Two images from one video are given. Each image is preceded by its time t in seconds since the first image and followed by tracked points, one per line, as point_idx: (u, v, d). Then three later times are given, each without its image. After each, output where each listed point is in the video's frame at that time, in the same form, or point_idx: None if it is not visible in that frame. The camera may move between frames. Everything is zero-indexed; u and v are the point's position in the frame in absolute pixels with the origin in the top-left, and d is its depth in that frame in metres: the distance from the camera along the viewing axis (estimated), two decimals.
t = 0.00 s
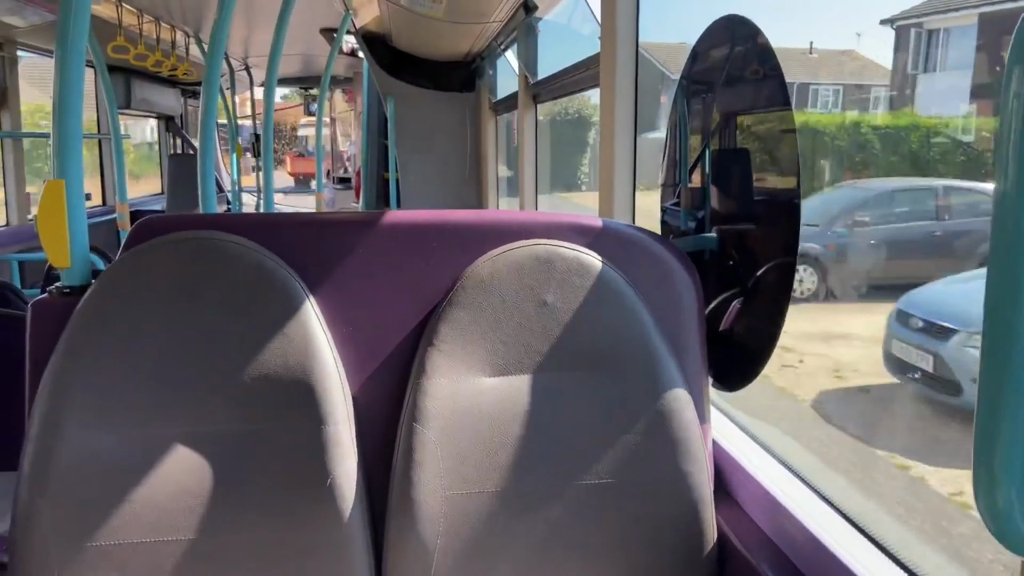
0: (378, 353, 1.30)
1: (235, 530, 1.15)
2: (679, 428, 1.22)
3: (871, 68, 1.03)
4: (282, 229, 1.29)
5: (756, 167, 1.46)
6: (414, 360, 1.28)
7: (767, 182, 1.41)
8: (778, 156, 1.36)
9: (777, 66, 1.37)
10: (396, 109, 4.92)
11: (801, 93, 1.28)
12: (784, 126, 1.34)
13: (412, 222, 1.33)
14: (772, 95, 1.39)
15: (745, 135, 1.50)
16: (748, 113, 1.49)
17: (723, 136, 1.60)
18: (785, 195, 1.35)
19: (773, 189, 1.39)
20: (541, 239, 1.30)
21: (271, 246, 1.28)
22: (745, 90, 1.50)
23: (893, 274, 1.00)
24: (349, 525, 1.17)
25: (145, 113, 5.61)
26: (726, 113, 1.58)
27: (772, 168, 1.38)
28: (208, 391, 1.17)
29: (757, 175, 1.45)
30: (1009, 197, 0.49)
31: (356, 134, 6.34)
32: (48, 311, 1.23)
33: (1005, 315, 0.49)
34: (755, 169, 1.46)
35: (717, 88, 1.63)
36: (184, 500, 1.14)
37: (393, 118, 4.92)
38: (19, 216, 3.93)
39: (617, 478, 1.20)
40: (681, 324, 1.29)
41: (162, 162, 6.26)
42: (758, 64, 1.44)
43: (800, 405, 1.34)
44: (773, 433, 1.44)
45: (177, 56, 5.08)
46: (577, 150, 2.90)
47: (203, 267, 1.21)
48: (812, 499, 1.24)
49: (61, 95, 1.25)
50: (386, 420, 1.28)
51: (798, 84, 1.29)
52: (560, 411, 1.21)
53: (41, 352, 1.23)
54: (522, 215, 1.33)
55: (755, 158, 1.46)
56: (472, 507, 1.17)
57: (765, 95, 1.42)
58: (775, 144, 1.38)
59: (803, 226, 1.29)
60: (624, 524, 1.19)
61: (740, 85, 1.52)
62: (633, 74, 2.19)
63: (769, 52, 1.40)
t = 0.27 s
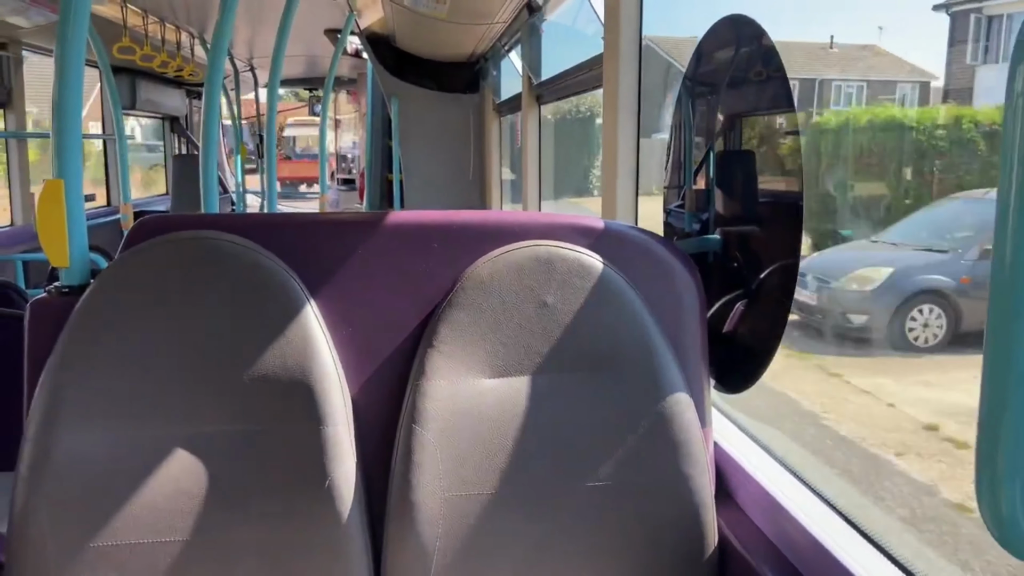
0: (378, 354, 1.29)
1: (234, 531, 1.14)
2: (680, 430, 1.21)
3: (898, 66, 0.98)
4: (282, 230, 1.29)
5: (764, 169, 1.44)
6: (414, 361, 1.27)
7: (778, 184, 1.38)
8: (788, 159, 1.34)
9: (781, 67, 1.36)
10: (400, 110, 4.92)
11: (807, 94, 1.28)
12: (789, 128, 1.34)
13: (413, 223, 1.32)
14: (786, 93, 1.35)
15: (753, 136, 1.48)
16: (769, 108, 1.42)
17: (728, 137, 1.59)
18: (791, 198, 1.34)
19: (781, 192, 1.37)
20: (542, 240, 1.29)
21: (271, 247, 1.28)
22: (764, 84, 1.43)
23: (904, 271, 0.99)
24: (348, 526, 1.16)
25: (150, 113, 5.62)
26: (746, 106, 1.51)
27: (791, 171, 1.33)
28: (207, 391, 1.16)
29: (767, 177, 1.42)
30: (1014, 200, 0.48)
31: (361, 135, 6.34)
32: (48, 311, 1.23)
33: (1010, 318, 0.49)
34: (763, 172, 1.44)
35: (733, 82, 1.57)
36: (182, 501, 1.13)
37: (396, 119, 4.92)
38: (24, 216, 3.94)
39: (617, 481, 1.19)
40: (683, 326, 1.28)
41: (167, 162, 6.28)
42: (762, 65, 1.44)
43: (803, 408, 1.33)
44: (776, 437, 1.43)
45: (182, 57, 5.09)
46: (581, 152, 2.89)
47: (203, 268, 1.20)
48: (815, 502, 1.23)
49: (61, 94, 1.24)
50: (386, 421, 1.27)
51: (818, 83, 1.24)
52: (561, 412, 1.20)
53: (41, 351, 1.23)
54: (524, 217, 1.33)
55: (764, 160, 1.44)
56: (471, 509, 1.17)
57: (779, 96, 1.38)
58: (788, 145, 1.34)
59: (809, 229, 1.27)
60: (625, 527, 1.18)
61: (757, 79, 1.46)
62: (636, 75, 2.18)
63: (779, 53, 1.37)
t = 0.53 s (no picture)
0: (384, 360, 1.30)
1: (241, 536, 1.15)
2: (686, 436, 1.21)
3: (934, 64, 0.94)
4: (288, 237, 1.30)
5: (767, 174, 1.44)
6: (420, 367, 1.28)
7: (781, 189, 1.39)
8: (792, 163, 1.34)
9: (785, 73, 1.37)
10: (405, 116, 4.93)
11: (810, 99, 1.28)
12: (793, 133, 1.34)
13: (419, 230, 1.33)
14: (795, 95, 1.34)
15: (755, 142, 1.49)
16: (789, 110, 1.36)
17: (732, 143, 1.59)
18: (795, 203, 1.34)
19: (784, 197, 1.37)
20: (547, 246, 1.30)
21: (278, 253, 1.29)
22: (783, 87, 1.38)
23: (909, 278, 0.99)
24: (354, 532, 1.16)
25: (156, 120, 5.65)
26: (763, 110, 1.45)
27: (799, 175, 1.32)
28: (214, 397, 1.17)
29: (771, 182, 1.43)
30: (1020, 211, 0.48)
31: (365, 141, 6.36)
32: (56, 317, 1.24)
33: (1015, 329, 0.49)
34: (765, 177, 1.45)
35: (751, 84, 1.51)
36: (190, 506, 1.14)
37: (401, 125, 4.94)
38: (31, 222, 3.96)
39: (623, 487, 1.19)
40: (688, 331, 1.28)
41: (173, 169, 6.30)
42: (766, 71, 1.44)
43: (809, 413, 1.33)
44: (781, 442, 1.43)
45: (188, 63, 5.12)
46: (586, 157, 2.89)
47: (210, 274, 1.21)
48: (820, 508, 1.23)
49: (70, 102, 1.25)
50: (391, 427, 1.28)
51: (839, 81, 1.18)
52: (566, 418, 1.21)
53: (49, 357, 1.23)
54: (529, 223, 1.33)
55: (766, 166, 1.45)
56: (477, 514, 1.17)
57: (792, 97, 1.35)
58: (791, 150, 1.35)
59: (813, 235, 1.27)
60: (631, 533, 1.18)
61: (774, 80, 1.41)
62: (641, 81, 2.19)
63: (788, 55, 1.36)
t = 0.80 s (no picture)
0: (389, 361, 1.31)
1: (249, 535, 1.16)
2: (688, 436, 1.22)
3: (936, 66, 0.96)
4: (295, 240, 1.31)
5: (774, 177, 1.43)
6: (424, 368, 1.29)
7: (790, 192, 1.37)
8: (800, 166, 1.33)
9: (786, 77, 1.38)
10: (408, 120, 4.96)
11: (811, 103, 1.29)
12: (794, 136, 1.35)
13: (424, 232, 1.34)
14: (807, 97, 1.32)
15: (761, 145, 1.49)
16: (813, 110, 1.29)
17: (735, 146, 1.61)
18: (796, 206, 1.35)
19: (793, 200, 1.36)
20: (549, 249, 1.31)
21: (284, 255, 1.30)
22: (807, 86, 1.31)
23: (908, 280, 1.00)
24: (360, 530, 1.18)
25: (161, 124, 5.68)
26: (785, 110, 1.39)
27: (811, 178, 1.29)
28: (221, 398, 1.18)
29: (779, 185, 1.41)
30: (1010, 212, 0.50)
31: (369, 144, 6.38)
32: (66, 319, 1.26)
33: (1006, 327, 0.51)
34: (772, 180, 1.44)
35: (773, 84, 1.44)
36: (198, 505, 1.16)
37: (405, 129, 4.96)
38: (37, 226, 3.98)
39: (625, 486, 1.20)
40: (689, 333, 1.30)
41: (178, 172, 6.32)
42: (768, 75, 1.45)
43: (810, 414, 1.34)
44: (782, 442, 1.44)
45: (192, 68, 5.15)
46: (589, 161, 2.91)
47: (217, 277, 1.23)
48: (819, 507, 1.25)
49: (81, 107, 1.27)
50: (396, 427, 1.29)
51: (863, 79, 1.12)
52: (569, 419, 1.22)
53: (59, 359, 1.25)
54: (532, 226, 1.35)
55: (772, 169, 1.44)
56: (481, 513, 1.18)
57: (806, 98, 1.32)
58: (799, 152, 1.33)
59: (814, 237, 1.29)
60: (634, 532, 1.20)
61: (796, 80, 1.35)
62: (643, 85, 2.20)
63: (799, 56, 1.34)
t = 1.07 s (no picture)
0: (386, 365, 1.31)
1: (245, 539, 1.16)
2: (686, 441, 1.22)
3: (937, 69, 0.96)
4: (292, 243, 1.31)
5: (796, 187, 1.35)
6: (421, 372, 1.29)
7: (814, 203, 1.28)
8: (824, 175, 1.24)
9: (786, 80, 1.38)
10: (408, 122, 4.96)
11: (811, 107, 1.29)
12: (794, 140, 1.35)
13: (422, 236, 1.34)
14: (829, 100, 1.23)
15: (780, 154, 1.41)
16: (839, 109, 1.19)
17: (735, 150, 1.60)
18: (796, 209, 1.34)
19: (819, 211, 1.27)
20: (548, 253, 1.31)
21: (282, 258, 1.30)
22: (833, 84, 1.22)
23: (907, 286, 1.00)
24: (356, 534, 1.17)
25: (161, 125, 5.68)
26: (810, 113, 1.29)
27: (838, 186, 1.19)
28: (217, 402, 1.18)
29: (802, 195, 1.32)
30: (1010, 221, 0.50)
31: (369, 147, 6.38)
32: (62, 321, 1.25)
33: (1006, 337, 0.51)
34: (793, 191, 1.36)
35: (796, 83, 1.34)
36: (193, 509, 1.15)
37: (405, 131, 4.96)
38: (35, 227, 3.98)
39: (623, 492, 1.20)
40: (688, 338, 1.29)
41: (178, 174, 6.32)
42: (768, 78, 1.45)
43: (808, 419, 1.34)
44: (781, 447, 1.43)
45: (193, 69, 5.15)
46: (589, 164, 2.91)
47: (213, 280, 1.22)
48: (818, 512, 1.24)
49: (78, 108, 1.27)
50: (393, 431, 1.29)
51: (897, 76, 1.04)
52: (567, 423, 1.21)
53: (55, 362, 1.24)
54: (531, 229, 1.34)
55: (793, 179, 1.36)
56: (478, 518, 1.17)
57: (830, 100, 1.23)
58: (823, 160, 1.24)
59: (814, 242, 1.28)
60: (632, 538, 1.19)
61: (820, 80, 1.25)
62: (643, 88, 2.20)
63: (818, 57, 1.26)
